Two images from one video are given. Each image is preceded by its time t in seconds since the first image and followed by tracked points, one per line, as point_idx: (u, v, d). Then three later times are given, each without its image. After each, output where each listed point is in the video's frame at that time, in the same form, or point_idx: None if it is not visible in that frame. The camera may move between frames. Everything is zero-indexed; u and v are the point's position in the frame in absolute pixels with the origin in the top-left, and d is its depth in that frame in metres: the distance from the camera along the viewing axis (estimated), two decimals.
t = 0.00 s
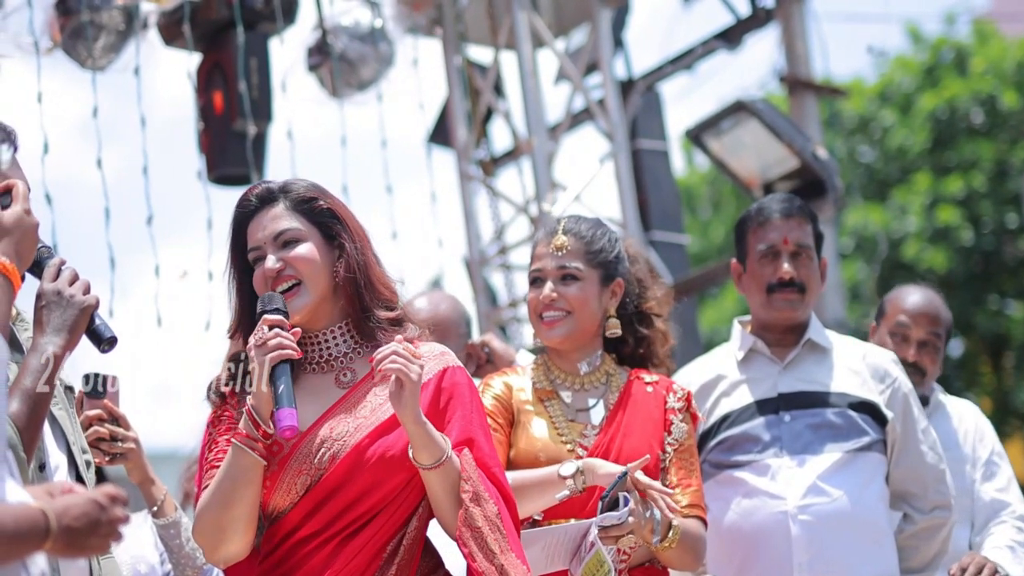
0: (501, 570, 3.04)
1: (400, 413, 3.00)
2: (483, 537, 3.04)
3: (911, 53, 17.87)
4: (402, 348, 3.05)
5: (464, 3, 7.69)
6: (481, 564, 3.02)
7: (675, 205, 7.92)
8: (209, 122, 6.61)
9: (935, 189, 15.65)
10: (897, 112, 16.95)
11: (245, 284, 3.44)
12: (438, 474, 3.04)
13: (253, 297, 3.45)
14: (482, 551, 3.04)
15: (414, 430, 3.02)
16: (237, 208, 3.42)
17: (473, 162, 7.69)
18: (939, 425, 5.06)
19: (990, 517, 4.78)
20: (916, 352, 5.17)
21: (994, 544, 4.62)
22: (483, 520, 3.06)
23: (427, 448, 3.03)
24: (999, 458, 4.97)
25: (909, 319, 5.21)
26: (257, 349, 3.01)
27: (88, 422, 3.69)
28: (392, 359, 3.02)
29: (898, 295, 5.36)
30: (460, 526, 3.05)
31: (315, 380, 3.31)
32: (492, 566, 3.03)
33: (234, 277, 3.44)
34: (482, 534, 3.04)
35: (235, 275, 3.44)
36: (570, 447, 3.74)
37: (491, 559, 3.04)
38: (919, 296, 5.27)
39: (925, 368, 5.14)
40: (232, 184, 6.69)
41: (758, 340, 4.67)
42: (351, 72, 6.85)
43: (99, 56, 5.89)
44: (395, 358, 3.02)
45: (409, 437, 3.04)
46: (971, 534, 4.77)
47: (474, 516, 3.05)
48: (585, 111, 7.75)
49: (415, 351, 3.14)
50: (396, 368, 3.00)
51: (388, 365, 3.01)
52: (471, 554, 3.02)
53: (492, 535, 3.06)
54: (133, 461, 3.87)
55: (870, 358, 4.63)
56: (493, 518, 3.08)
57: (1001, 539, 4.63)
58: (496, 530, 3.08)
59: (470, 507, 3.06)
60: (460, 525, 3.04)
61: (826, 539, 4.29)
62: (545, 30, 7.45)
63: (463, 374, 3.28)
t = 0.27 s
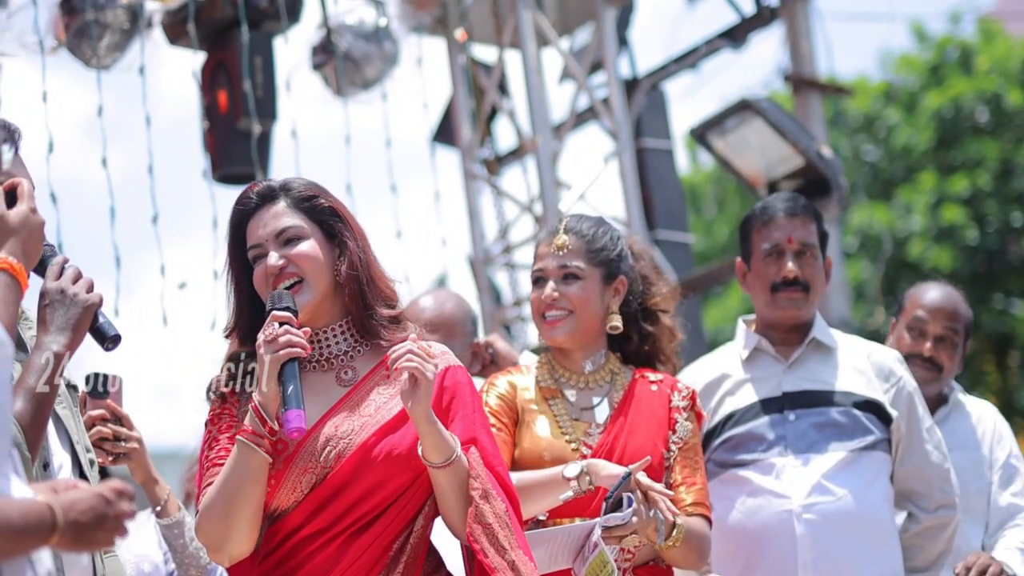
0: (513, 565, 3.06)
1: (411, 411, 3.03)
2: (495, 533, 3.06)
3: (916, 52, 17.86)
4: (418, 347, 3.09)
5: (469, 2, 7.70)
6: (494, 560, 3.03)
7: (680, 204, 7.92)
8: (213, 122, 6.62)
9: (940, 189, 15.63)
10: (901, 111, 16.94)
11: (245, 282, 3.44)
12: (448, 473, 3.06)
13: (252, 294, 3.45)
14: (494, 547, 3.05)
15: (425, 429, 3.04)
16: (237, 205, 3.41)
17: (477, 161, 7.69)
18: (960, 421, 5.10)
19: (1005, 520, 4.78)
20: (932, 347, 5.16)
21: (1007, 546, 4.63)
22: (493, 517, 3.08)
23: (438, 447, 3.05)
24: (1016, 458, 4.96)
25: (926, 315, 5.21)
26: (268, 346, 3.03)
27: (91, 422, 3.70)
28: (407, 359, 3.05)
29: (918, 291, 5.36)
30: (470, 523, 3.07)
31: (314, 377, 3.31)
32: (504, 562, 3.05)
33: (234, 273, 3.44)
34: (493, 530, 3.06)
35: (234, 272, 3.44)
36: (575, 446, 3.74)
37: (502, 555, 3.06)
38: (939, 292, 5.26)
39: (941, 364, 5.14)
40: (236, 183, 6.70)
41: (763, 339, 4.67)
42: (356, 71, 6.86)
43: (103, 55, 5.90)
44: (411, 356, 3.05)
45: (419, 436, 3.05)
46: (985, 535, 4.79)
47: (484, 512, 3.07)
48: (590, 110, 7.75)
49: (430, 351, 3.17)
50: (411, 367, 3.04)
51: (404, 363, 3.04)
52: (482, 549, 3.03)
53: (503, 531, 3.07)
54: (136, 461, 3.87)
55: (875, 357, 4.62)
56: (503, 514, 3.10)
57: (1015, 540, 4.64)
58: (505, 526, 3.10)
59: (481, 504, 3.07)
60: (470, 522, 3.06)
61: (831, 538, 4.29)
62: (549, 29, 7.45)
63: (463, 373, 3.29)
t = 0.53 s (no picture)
0: (525, 562, 3.11)
1: (421, 412, 3.08)
2: (506, 532, 3.11)
3: (920, 51, 17.84)
4: (432, 350, 3.16)
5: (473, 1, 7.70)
6: (507, 557, 3.08)
7: (684, 203, 7.91)
8: (218, 121, 6.62)
9: (946, 188, 15.61)
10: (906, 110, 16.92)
11: (242, 282, 3.43)
12: (455, 474, 3.11)
13: (250, 294, 3.44)
14: (504, 544, 3.10)
15: (433, 430, 3.09)
16: (234, 203, 3.40)
17: (482, 160, 7.69)
18: (980, 422, 5.12)
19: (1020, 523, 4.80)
20: (950, 344, 5.13)
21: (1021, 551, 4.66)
22: (503, 515, 3.14)
23: (445, 447, 3.10)
24: None
25: (946, 311, 5.17)
26: (276, 343, 3.04)
27: (96, 422, 3.73)
28: (422, 361, 3.12)
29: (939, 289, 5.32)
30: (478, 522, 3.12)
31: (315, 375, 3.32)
32: (517, 559, 3.10)
33: (230, 271, 3.42)
34: (502, 528, 3.11)
35: (230, 270, 3.43)
36: (580, 445, 3.75)
37: (515, 552, 3.11)
38: (960, 288, 5.23)
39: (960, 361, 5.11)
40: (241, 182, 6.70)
41: (768, 338, 4.66)
42: (360, 70, 6.86)
43: (108, 54, 5.91)
44: (426, 359, 3.12)
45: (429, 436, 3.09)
46: (998, 538, 4.82)
47: (494, 511, 3.12)
48: (594, 109, 7.75)
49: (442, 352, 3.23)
50: (426, 369, 3.10)
51: (418, 365, 3.11)
52: (495, 547, 3.08)
53: (512, 529, 3.13)
54: (141, 461, 3.89)
55: (880, 356, 4.62)
56: (511, 513, 3.15)
57: None
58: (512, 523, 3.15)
59: (490, 502, 3.13)
60: (480, 520, 3.10)
61: (836, 537, 4.29)
62: (554, 29, 7.45)
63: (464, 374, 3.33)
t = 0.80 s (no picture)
0: (531, 561, 3.17)
1: (427, 414, 3.11)
2: (513, 532, 3.17)
3: (926, 51, 17.83)
4: (443, 353, 3.18)
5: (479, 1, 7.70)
6: (515, 558, 3.14)
7: (690, 204, 7.91)
8: (224, 121, 6.64)
9: (952, 188, 15.59)
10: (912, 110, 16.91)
11: (240, 281, 3.41)
12: (458, 476, 3.16)
13: (246, 294, 3.43)
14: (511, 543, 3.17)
15: (439, 433, 3.13)
16: (233, 202, 3.39)
17: (487, 160, 7.70)
18: (997, 423, 5.13)
19: None
20: (967, 342, 5.11)
21: None
22: (509, 516, 3.19)
23: (449, 450, 3.14)
24: None
25: (964, 310, 5.18)
26: (286, 343, 3.04)
27: (103, 423, 3.72)
28: (432, 365, 3.13)
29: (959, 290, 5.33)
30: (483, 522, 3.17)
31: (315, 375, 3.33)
32: (524, 559, 3.16)
33: (227, 270, 3.41)
34: (509, 528, 3.17)
35: (227, 268, 3.41)
36: (585, 445, 3.74)
37: (522, 552, 3.17)
38: (979, 288, 5.24)
39: (975, 358, 5.08)
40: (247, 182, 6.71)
41: (774, 338, 4.66)
42: (366, 70, 6.87)
43: (114, 54, 5.92)
44: (436, 363, 3.14)
45: (435, 438, 3.13)
46: (1010, 540, 4.85)
47: (500, 512, 3.18)
48: (600, 109, 7.75)
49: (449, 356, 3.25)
50: (436, 374, 3.12)
51: (428, 370, 3.12)
52: (504, 548, 3.14)
53: (518, 527, 3.19)
54: (148, 461, 3.90)
55: (886, 356, 4.62)
56: (515, 513, 3.21)
57: None
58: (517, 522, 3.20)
59: (496, 504, 3.18)
60: (487, 522, 3.16)
61: (842, 537, 4.29)
62: (559, 29, 7.45)
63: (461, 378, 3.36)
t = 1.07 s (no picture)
0: (533, 562, 3.21)
1: (429, 417, 3.12)
2: (515, 533, 3.20)
3: (933, 51, 17.82)
4: (447, 357, 3.18)
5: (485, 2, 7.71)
6: (518, 559, 3.17)
7: (696, 203, 7.91)
8: (231, 121, 6.65)
9: (959, 188, 15.58)
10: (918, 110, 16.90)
11: (240, 282, 3.40)
12: (458, 479, 3.18)
13: (246, 295, 3.42)
14: (513, 544, 3.19)
15: (441, 436, 3.15)
16: (235, 202, 3.40)
17: (493, 161, 7.70)
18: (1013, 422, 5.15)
19: None
20: (980, 342, 5.09)
21: None
22: (511, 516, 3.22)
23: (450, 452, 3.16)
24: None
25: (978, 310, 5.16)
26: (297, 341, 3.05)
27: (110, 422, 3.78)
28: (436, 370, 3.14)
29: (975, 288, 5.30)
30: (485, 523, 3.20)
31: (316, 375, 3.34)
32: (526, 560, 3.20)
33: (227, 270, 3.40)
34: (512, 530, 3.19)
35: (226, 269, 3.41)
36: (591, 446, 3.75)
37: (524, 553, 3.20)
38: (995, 288, 5.20)
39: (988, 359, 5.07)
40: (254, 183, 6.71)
41: (781, 339, 4.66)
42: (372, 71, 6.88)
43: (121, 55, 5.93)
44: (440, 368, 3.14)
45: (438, 439, 3.15)
46: None
47: (502, 513, 3.20)
48: (606, 109, 7.75)
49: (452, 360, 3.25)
50: (440, 379, 3.12)
51: (432, 374, 3.12)
52: (507, 549, 3.16)
53: (520, 529, 3.21)
54: (156, 461, 3.90)
55: (893, 356, 4.62)
56: (517, 514, 3.23)
57: None
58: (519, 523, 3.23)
59: (498, 504, 3.20)
60: (489, 524, 3.18)
61: (849, 537, 4.28)
62: (565, 29, 7.45)
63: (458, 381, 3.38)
